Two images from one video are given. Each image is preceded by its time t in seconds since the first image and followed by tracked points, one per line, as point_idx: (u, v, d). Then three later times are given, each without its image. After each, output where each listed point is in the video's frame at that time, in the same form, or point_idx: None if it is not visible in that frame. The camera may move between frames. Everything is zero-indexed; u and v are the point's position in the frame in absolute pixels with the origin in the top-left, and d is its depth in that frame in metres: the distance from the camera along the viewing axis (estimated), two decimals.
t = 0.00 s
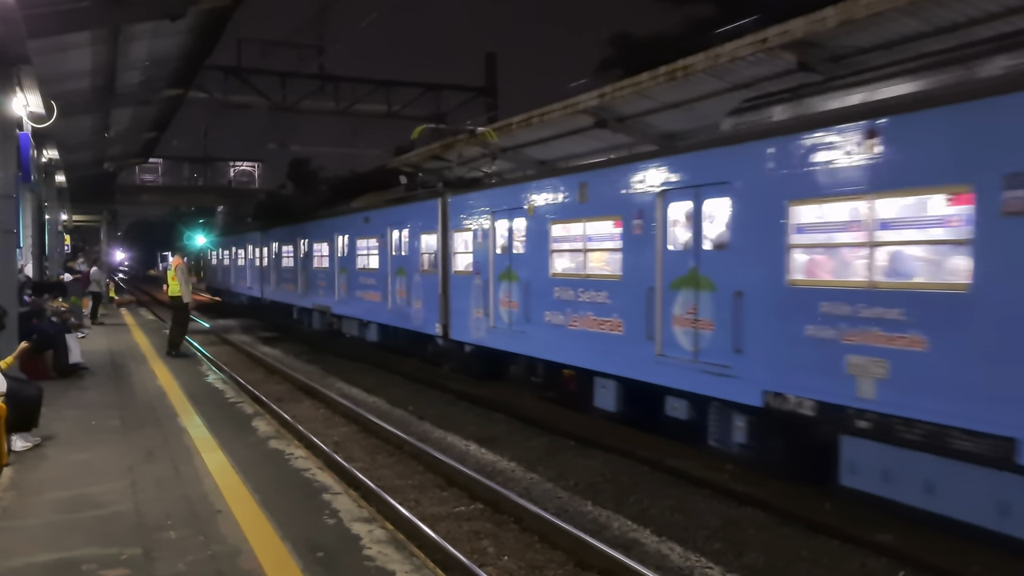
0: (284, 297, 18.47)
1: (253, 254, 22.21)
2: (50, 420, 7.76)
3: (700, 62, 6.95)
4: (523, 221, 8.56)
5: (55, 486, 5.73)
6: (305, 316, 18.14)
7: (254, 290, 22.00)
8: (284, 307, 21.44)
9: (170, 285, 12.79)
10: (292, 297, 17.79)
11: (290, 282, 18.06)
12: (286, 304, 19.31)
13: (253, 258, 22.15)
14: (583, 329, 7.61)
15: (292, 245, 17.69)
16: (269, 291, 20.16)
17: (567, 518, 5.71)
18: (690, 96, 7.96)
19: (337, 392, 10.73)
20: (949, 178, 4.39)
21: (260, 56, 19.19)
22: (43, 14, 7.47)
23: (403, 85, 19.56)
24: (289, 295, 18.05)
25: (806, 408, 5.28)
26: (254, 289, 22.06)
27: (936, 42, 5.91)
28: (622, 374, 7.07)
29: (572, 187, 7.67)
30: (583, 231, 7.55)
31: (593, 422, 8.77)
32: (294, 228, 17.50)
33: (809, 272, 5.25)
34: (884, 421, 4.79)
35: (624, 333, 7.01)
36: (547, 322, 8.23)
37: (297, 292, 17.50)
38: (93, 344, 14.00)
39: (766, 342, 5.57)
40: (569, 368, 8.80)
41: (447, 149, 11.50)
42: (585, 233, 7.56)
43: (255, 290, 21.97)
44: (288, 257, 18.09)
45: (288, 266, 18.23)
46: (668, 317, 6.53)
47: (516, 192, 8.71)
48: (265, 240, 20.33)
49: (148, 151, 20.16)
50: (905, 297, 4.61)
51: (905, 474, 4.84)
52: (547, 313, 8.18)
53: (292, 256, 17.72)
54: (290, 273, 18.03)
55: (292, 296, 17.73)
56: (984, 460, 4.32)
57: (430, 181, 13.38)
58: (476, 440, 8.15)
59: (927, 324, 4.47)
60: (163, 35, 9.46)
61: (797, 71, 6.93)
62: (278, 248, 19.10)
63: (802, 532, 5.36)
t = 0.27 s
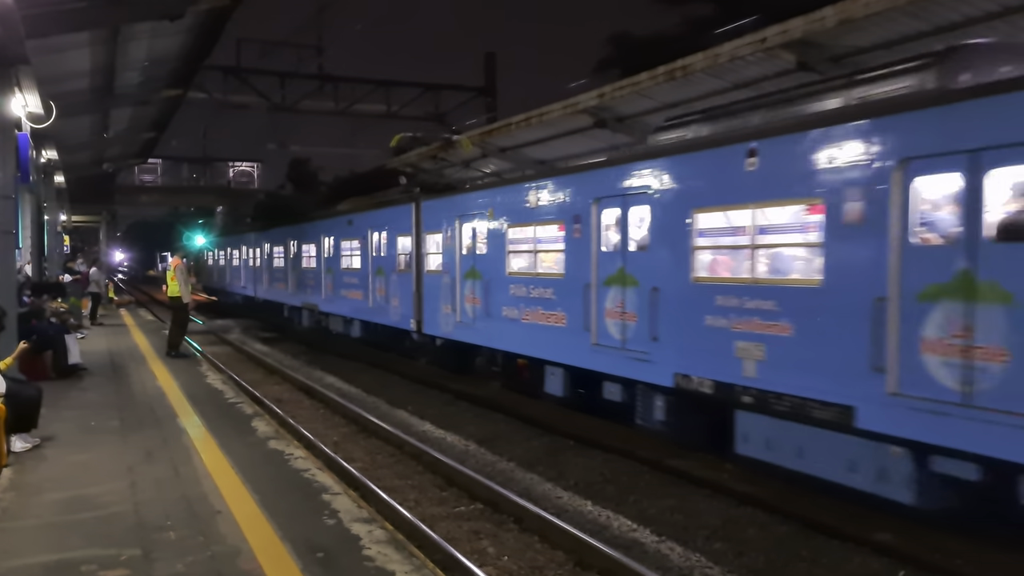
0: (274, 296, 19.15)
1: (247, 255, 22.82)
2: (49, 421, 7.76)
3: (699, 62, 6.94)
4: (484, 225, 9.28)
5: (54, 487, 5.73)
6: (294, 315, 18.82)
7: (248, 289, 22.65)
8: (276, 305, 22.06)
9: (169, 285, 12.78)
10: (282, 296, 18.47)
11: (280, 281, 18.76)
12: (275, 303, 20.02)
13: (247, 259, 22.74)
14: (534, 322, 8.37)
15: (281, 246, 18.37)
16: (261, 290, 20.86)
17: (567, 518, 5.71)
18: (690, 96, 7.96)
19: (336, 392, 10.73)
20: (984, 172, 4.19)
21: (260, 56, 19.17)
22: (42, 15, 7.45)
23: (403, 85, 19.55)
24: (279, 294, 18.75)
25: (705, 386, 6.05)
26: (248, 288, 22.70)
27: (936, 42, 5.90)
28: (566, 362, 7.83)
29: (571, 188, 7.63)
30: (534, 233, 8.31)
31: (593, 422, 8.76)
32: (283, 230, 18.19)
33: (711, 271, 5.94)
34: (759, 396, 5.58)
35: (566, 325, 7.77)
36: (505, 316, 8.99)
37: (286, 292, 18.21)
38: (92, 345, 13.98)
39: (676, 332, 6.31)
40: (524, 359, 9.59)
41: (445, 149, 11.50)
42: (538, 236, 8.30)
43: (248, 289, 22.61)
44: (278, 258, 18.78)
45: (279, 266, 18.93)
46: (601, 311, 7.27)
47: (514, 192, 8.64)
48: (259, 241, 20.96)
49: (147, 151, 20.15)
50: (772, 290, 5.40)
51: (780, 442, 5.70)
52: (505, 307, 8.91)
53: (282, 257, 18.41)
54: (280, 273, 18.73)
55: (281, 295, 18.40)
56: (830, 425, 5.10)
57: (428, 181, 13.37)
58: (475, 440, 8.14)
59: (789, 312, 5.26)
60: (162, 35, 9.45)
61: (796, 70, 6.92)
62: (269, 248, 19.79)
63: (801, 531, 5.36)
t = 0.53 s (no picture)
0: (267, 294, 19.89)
1: (243, 255, 23.44)
2: (49, 421, 7.76)
3: (699, 62, 6.98)
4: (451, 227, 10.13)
5: (54, 487, 5.73)
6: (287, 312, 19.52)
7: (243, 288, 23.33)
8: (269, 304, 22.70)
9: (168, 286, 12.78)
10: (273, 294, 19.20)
11: (272, 280, 19.50)
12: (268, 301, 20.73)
13: (243, 259, 23.37)
14: (491, 315, 9.22)
15: (273, 246, 19.14)
16: (255, 288, 21.58)
17: (567, 518, 5.71)
18: (689, 96, 7.99)
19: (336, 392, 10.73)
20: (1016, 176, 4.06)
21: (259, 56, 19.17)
22: (41, 15, 7.45)
23: (402, 85, 19.56)
24: (270, 292, 19.48)
25: (626, 369, 6.98)
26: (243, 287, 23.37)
27: (933, 43, 5.89)
28: (516, 351, 8.73)
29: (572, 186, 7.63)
30: (493, 236, 9.15)
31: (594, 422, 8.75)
32: (275, 231, 18.94)
33: (636, 269, 6.81)
34: (670, 377, 6.48)
35: (518, 318, 8.66)
36: (468, 312, 9.81)
37: (276, 291, 18.98)
38: (91, 345, 13.97)
39: (606, 323, 7.19)
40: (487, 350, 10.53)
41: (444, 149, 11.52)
42: (495, 238, 9.14)
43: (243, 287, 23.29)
44: (270, 258, 19.52)
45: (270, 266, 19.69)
46: (547, 305, 8.15)
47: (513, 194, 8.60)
48: (253, 241, 21.64)
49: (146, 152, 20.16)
50: (679, 286, 6.31)
51: (690, 417, 6.65)
52: (468, 302, 9.75)
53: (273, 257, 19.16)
54: (271, 272, 19.49)
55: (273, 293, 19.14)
56: (721, 400, 5.99)
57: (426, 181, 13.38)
58: (474, 440, 8.15)
59: (690, 305, 6.17)
60: (161, 35, 9.45)
61: (795, 71, 6.92)
62: (261, 248, 20.52)
63: (801, 531, 5.36)
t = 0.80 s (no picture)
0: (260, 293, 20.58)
1: (238, 254, 24.00)
2: (48, 422, 7.76)
3: (697, 61, 6.98)
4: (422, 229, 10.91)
5: (53, 488, 5.73)
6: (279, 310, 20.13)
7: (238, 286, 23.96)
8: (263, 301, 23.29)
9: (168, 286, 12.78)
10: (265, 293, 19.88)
11: (264, 279, 20.20)
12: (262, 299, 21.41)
13: (238, 258, 23.94)
14: (456, 311, 10.00)
15: (265, 247, 19.86)
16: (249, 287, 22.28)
17: (567, 518, 5.71)
18: (689, 96, 7.98)
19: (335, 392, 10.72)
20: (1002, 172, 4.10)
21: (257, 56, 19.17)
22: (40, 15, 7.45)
23: (401, 85, 19.56)
24: (263, 290, 20.17)
25: (566, 355, 7.76)
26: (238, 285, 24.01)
27: (933, 42, 5.88)
28: (478, 343, 9.47)
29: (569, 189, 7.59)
30: (457, 238, 9.87)
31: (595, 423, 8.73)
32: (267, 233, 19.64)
33: (578, 268, 7.55)
34: (600, 363, 7.25)
35: (477, 312, 9.49)
36: (437, 307, 10.61)
37: (268, 289, 19.69)
38: (90, 345, 13.97)
39: (549, 316, 7.96)
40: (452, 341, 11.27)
41: (444, 149, 11.52)
42: (460, 240, 9.87)
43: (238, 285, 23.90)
44: (263, 258, 20.25)
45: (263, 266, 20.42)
46: (503, 300, 8.90)
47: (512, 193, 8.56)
48: (247, 241, 22.25)
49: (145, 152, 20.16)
50: (606, 282, 7.11)
51: (616, 397, 7.55)
52: (437, 299, 10.53)
53: (266, 258, 19.89)
54: (264, 272, 20.21)
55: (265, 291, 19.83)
56: (639, 381, 6.80)
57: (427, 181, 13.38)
58: (474, 440, 8.15)
59: (615, 298, 6.97)
60: (160, 35, 9.45)
61: (794, 70, 6.91)
62: (254, 249, 21.22)
63: (801, 531, 5.36)
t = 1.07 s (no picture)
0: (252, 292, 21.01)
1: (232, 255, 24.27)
2: (48, 422, 7.76)
3: (696, 61, 6.98)
4: (397, 232, 11.55)
5: (53, 488, 5.73)
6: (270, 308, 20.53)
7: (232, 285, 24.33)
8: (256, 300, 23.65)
9: (167, 286, 12.78)
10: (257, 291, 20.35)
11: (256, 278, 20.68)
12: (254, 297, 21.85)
13: (233, 258, 24.26)
14: (425, 307, 10.73)
15: (257, 247, 20.38)
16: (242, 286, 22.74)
17: (566, 517, 5.71)
18: (688, 96, 7.98)
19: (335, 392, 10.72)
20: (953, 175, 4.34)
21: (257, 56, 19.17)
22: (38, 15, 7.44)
23: (401, 85, 19.56)
24: (255, 289, 20.66)
25: (516, 345, 8.57)
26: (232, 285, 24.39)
27: (932, 42, 5.88)
28: (443, 335, 10.23)
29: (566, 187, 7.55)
30: (426, 240, 10.60)
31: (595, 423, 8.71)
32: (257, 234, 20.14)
33: (528, 267, 8.31)
34: (543, 351, 8.05)
35: (443, 308, 10.19)
36: (410, 302, 11.27)
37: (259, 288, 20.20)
38: (89, 345, 13.96)
39: (503, 310, 8.74)
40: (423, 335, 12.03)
41: (443, 149, 11.52)
42: (429, 242, 10.59)
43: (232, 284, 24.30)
44: (255, 257, 20.74)
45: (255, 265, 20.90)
46: (465, 296, 9.60)
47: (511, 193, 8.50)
48: (241, 242, 22.70)
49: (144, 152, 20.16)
50: (548, 280, 7.90)
51: (559, 380, 8.39)
52: (410, 296, 11.22)
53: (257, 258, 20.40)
54: (256, 271, 20.70)
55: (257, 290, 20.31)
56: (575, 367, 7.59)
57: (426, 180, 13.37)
58: (473, 440, 8.14)
59: (554, 294, 7.79)
60: (159, 35, 9.45)
61: (794, 70, 6.91)
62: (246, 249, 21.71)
63: (801, 530, 5.36)
